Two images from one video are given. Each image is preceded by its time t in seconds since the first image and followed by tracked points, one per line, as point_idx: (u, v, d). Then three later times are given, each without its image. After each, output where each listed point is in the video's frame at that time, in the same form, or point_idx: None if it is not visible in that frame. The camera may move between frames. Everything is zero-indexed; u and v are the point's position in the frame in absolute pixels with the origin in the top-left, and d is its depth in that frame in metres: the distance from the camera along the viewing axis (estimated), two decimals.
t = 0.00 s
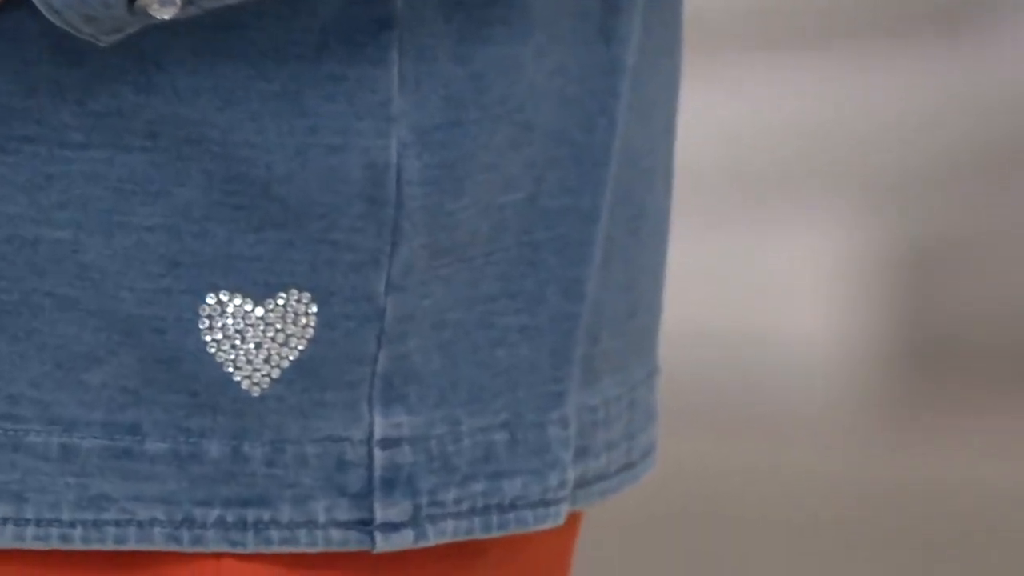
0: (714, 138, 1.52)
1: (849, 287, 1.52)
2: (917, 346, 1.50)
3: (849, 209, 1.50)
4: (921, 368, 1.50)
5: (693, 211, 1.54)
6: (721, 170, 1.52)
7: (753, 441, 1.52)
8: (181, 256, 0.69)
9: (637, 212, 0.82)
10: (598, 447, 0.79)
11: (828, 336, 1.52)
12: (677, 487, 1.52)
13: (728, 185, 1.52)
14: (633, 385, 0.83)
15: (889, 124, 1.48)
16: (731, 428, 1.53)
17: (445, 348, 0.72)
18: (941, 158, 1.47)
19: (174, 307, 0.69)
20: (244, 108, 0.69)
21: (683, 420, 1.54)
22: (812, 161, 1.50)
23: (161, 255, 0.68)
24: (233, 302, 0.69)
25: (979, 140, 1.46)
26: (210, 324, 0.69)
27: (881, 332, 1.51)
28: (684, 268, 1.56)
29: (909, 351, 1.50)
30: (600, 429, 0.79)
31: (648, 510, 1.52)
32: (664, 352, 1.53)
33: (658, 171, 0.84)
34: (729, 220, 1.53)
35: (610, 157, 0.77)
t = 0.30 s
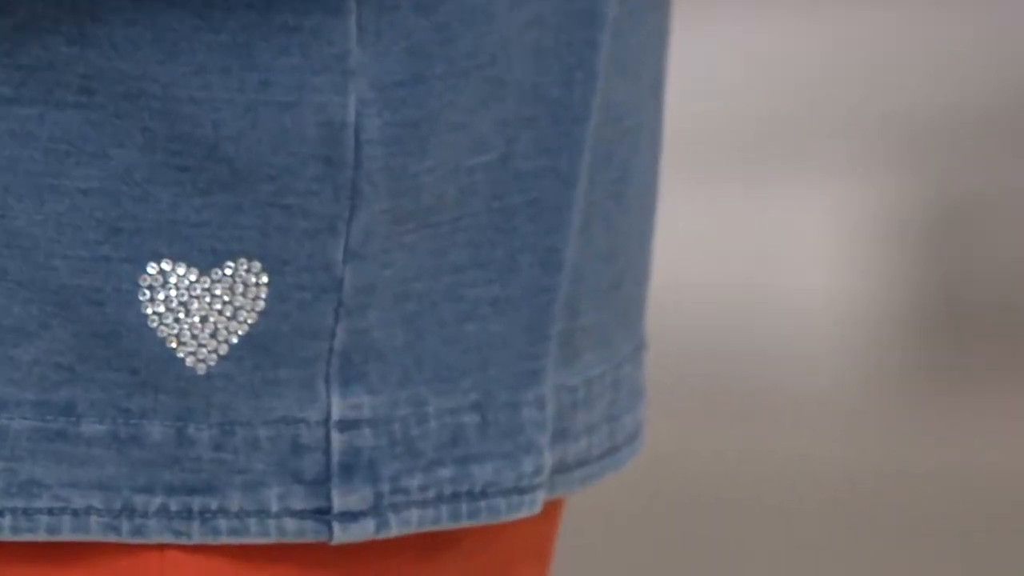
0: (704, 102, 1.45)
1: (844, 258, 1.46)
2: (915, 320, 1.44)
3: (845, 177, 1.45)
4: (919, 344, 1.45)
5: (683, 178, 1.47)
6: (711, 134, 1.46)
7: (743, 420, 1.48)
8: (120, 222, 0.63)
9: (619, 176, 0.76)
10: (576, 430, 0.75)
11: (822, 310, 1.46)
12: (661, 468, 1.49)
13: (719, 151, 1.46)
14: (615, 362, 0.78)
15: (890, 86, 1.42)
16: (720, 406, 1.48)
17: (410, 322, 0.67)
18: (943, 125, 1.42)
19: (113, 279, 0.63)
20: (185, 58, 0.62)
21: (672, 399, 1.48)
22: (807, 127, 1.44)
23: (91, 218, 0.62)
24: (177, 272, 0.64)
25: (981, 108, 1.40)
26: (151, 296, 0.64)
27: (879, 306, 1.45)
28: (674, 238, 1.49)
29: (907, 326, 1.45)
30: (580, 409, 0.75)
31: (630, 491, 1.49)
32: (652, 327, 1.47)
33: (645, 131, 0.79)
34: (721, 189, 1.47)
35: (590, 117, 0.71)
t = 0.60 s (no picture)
0: (686, 90, 1.20)
1: (851, 213, 1.24)
2: (938, 342, 1.27)
3: (856, 115, 1.22)
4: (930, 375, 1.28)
5: (666, 183, 1.20)
6: (695, 130, 1.20)
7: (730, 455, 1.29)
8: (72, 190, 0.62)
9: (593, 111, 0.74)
10: (553, 404, 0.72)
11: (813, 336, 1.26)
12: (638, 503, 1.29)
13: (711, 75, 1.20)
14: (596, 332, 0.75)
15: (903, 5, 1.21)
16: (712, 382, 1.26)
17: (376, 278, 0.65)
18: (965, 82, 1.22)
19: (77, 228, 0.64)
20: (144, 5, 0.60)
21: (647, 435, 1.27)
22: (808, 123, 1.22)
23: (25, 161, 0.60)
24: (118, 232, 0.62)
25: (989, 98, 1.23)
26: (90, 257, 0.62)
27: (896, 329, 1.26)
28: (660, 257, 1.20)
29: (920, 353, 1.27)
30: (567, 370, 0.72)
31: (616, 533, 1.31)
32: (637, 361, 1.22)
33: (619, 90, 0.76)
34: (714, 197, 1.22)
35: (564, 65, 0.68)
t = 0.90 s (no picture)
0: (669, 100, 1.58)
1: (826, 217, 1.62)
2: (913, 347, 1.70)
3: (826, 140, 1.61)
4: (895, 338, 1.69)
5: (656, 187, 1.58)
6: (680, 142, 1.60)
7: (708, 453, 1.74)
8: (133, 166, 1.64)
9: (558, 92, 1.60)
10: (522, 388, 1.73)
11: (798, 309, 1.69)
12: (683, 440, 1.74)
13: (697, 100, 1.59)
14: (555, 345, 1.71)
15: (881, 43, 1.58)
16: (715, 371, 1.71)
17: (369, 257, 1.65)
18: (934, 111, 1.62)
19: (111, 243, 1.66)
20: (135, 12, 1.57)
21: (628, 433, 1.73)
22: (806, 115, 1.59)
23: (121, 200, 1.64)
24: (53, 207, 1.66)
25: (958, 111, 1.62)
26: (35, 237, 1.67)
27: (874, 329, 1.69)
28: (648, 255, 1.63)
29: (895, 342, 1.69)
30: (533, 350, 1.70)
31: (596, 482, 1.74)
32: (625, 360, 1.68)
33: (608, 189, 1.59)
34: (701, 197, 1.61)
35: (580, 175, 1.59)
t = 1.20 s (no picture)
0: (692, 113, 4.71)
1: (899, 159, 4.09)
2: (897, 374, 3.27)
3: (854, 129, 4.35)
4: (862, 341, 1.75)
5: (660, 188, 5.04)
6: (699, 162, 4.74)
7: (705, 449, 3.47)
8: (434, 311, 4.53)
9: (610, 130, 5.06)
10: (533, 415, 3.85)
11: (761, 323, 4.83)
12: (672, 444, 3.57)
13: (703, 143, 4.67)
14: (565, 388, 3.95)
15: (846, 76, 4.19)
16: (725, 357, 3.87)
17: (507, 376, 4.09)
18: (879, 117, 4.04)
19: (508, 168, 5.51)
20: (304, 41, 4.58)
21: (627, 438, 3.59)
22: (792, 110, 4.59)
23: (440, 173, 5.64)
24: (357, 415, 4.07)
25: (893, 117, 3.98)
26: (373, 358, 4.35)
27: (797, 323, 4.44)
28: (639, 250, 5.17)
29: (868, 338, 1.72)
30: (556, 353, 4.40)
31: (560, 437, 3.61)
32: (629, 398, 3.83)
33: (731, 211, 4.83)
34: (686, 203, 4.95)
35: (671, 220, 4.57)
